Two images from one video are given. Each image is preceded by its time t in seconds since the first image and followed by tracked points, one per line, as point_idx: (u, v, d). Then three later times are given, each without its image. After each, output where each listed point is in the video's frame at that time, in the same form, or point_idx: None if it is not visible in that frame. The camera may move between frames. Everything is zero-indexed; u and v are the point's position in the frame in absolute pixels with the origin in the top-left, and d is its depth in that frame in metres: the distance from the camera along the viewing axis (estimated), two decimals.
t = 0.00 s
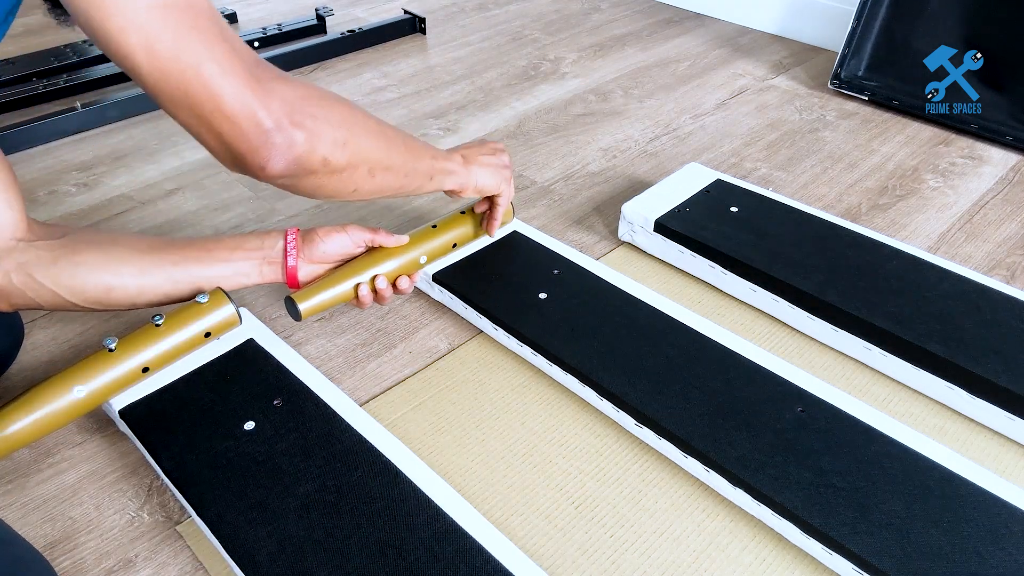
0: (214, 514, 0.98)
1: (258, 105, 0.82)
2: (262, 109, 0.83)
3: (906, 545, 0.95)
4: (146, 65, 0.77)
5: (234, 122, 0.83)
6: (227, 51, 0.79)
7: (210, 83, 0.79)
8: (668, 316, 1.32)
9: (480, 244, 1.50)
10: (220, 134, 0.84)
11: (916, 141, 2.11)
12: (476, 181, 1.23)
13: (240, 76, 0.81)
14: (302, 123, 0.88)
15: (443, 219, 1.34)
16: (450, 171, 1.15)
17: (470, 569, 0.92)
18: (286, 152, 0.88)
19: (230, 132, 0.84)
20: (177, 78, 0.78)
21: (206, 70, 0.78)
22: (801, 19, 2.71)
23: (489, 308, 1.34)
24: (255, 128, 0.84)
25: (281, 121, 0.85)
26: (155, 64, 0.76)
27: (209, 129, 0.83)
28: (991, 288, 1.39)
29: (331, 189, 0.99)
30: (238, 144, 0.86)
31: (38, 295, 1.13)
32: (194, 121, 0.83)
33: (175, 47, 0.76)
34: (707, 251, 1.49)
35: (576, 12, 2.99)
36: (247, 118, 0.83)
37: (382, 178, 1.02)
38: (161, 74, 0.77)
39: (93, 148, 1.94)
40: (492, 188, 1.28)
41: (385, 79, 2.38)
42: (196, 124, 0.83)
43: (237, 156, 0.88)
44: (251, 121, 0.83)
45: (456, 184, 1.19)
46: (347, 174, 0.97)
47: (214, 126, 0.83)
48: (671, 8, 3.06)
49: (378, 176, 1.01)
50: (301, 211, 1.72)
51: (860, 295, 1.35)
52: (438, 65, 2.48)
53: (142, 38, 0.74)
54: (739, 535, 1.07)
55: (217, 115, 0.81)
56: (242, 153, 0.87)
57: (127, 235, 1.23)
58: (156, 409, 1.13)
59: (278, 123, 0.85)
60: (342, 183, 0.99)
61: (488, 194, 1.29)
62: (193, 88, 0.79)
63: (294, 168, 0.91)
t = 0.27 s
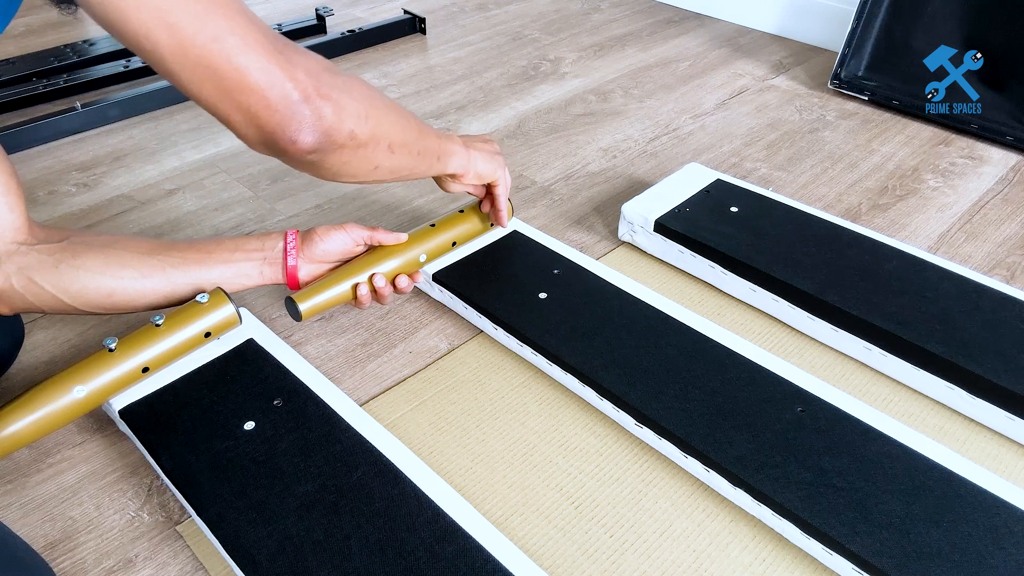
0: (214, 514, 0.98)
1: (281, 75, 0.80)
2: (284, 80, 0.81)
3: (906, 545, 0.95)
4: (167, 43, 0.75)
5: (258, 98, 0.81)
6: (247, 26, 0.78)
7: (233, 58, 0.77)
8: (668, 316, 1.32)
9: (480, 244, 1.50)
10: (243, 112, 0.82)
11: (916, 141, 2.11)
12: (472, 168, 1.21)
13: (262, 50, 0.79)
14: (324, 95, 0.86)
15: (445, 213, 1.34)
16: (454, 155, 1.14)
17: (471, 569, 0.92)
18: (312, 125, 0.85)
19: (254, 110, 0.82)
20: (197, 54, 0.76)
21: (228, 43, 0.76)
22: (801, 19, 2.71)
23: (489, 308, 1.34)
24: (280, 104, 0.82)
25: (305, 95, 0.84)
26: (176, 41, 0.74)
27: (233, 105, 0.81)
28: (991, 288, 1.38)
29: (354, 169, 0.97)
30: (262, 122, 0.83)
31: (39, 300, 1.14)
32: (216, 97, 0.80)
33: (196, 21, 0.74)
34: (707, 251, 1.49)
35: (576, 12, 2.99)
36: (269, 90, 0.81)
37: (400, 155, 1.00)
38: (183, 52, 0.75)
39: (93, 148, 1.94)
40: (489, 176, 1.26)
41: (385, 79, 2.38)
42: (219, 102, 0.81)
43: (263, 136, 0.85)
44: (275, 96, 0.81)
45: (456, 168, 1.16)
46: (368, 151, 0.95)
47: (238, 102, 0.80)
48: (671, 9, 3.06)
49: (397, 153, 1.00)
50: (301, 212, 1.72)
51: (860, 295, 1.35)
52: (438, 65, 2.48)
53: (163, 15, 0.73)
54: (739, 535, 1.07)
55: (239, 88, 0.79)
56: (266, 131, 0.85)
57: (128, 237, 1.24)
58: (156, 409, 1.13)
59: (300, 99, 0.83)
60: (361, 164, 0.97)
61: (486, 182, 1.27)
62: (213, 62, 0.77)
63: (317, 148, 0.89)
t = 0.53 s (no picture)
0: (214, 513, 0.98)
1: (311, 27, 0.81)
2: (316, 32, 0.82)
3: (906, 545, 0.95)
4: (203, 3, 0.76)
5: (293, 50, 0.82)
6: None
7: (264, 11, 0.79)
8: (668, 316, 1.32)
9: (480, 244, 1.50)
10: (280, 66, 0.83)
11: (916, 141, 2.11)
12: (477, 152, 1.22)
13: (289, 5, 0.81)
14: (352, 49, 0.87)
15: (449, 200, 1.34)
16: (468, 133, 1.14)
17: (471, 569, 0.92)
18: (346, 78, 0.86)
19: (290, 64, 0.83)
20: (232, 9, 0.77)
21: None
22: (801, 20, 2.71)
23: (489, 308, 1.34)
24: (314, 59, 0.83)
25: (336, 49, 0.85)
26: None
27: (268, 61, 0.82)
28: (991, 288, 1.38)
29: (382, 131, 0.98)
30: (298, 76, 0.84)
31: (39, 302, 1.14)
32: (251, 54, 0.81)
33: None
34: (707, 251, 1.49)
35: (576, 12, 2.99)
36: (303, 44, 0.82)
37: (422, 117, 1.01)
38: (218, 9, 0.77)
39: (93, 148, 1.94)
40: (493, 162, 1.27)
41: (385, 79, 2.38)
42: (255, 58, 0.82)
43: (297, 91, 0.86)
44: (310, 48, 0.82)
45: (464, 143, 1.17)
46: (396, 111, 0.96)
47: (274, 57, 0.81)
48: (671, 9, 3.06)
49: (420, 114, 1.00)
50: (301, 212, 1.72)
51: (860, 295, 1.35)
52: (438, 65, 2.47)
53: None
54: (739, 535, 1.07)
55: (273, 42, 0.80)
56: (302, 87, 0.86)
57: (127, 239, 1.24)
58: (156, 409, 1.13)
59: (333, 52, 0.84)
60: (392, 126, 0.98)
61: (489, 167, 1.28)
62: (247, 17, 0.78)
63: (351, 104, 0.90)
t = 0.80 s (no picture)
0: (214, 513, 0.98)
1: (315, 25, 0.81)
2: (320, 29, 0.82)
3: (906, 545, 0.95)
4: None
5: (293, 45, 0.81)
6: None
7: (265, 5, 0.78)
8: (668, 316, 1.32)
9: (480, 244, 1.50)
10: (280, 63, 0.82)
11: (916, 141, 2.11)
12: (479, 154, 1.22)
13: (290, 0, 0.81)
14: (355, 46, 0.87)
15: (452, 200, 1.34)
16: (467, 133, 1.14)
17: (471, 569, 0.92)
18: (350, 76, 0.86)
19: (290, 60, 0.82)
20: (235, 6, 0.77)
21: None
22: (801, 20, 2.71)
23: (489, 308, 1.34)
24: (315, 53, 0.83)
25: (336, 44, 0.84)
26: None
27: (271, 58, 0.82)
28: (991, 288, 1.38)
29: (384, 130, 0.98)
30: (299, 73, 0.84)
31: (38, 302, 1.14)
32: (253, 51, 0.81)
33: None
34: (707, 251, 1.49)
35: (576, 12, 2.99)
36: (305, 40, 0.82)
37: (423, 115, 1.01)
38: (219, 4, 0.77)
39: (93, 148, 1.94)
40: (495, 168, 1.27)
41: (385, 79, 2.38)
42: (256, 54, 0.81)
43: (299, 89, 0.86)
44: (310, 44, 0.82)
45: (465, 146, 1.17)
46: (398, 110, 0.96)
47: (277, 53, 0.81)
48: (671, 9, 3.06)
49: (420, 112, 1.00)
50: (300, 211, 1.72)
51: (860, 295, 1.35)
52: (438, 65, 2.47)
53: None
54: (739, 535, 1.07)
55: (275, 38, 0.80)
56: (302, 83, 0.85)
57: (126, 239, 1.24)
58: (156, 409, 1.13)
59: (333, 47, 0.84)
60: (392, 124, 0.98)
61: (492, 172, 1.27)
62: (251, 13, 0.78)
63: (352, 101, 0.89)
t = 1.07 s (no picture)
0: (214, 513, 0.98)
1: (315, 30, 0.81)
2: (318, 32, 0.82)
3: (906, 545, 0.95)
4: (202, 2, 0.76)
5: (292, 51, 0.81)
6: None
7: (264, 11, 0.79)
8: (668, 316, 1.32)
9: (480, 244, 1.50)
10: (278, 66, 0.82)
11: (916, 141, 2.11)
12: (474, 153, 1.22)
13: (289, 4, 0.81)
14: (353, 50, 0.86)
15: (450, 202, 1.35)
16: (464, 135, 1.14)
17: (471, 569, 0.92)
18: (348, 81, 0.86)
19: (289, 64, 0.82)
20: (233, 6, 0.77)
21: None
22: (801, 19, 2.71)
23: (489, 308, 1.34)
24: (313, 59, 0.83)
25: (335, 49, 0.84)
26: None
27: (269, 60, 0.82)
28: (991, 288, 1.38)
29: (383, 133, 0.98)
30: (297, 78, 0.84)
31: (38, 302, 1.13)
32: (251, 55, 0.81)
33: None
34: (707, 251, 1.49)
35: (576, 12, 2.99)
36: (303, 47, 0.82)
37: (422, 117, 1.01)
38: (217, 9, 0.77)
39: (93, 148, 1.94)
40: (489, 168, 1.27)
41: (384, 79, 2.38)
42: (255, 59, 0.82)
43: (297, 94, 0.86)
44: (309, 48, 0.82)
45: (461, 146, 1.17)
46: (396, 112, 0.96)
47: (275, 57, 0.81)
48: (671, 9, 3.06)
49: (419, 116, 1.00)
50: (300, 211, 1.72)
51: (860, 295, 1.35)
52: (438, 65, 2.47)
53: None
54: (739, 535, 1.07)
55: (273, 42, 0.80)
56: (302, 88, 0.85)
57: (127, 239, 1.24)
58: (156, 409, 1.13)
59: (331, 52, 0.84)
60: (392, 127, 0.98)
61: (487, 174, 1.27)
62: (250, 17, 0.78)
63: (351, 106, 0.89)
